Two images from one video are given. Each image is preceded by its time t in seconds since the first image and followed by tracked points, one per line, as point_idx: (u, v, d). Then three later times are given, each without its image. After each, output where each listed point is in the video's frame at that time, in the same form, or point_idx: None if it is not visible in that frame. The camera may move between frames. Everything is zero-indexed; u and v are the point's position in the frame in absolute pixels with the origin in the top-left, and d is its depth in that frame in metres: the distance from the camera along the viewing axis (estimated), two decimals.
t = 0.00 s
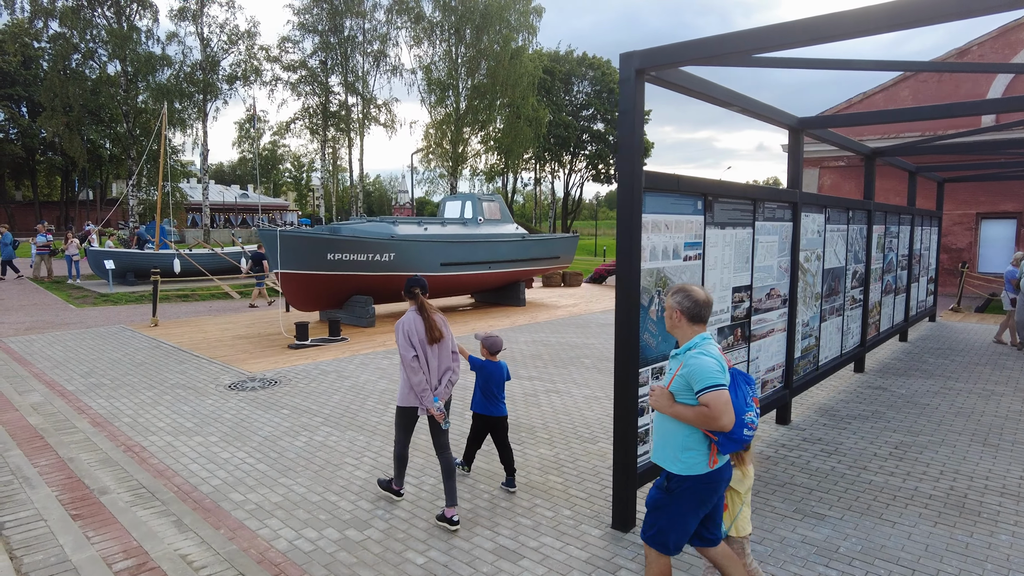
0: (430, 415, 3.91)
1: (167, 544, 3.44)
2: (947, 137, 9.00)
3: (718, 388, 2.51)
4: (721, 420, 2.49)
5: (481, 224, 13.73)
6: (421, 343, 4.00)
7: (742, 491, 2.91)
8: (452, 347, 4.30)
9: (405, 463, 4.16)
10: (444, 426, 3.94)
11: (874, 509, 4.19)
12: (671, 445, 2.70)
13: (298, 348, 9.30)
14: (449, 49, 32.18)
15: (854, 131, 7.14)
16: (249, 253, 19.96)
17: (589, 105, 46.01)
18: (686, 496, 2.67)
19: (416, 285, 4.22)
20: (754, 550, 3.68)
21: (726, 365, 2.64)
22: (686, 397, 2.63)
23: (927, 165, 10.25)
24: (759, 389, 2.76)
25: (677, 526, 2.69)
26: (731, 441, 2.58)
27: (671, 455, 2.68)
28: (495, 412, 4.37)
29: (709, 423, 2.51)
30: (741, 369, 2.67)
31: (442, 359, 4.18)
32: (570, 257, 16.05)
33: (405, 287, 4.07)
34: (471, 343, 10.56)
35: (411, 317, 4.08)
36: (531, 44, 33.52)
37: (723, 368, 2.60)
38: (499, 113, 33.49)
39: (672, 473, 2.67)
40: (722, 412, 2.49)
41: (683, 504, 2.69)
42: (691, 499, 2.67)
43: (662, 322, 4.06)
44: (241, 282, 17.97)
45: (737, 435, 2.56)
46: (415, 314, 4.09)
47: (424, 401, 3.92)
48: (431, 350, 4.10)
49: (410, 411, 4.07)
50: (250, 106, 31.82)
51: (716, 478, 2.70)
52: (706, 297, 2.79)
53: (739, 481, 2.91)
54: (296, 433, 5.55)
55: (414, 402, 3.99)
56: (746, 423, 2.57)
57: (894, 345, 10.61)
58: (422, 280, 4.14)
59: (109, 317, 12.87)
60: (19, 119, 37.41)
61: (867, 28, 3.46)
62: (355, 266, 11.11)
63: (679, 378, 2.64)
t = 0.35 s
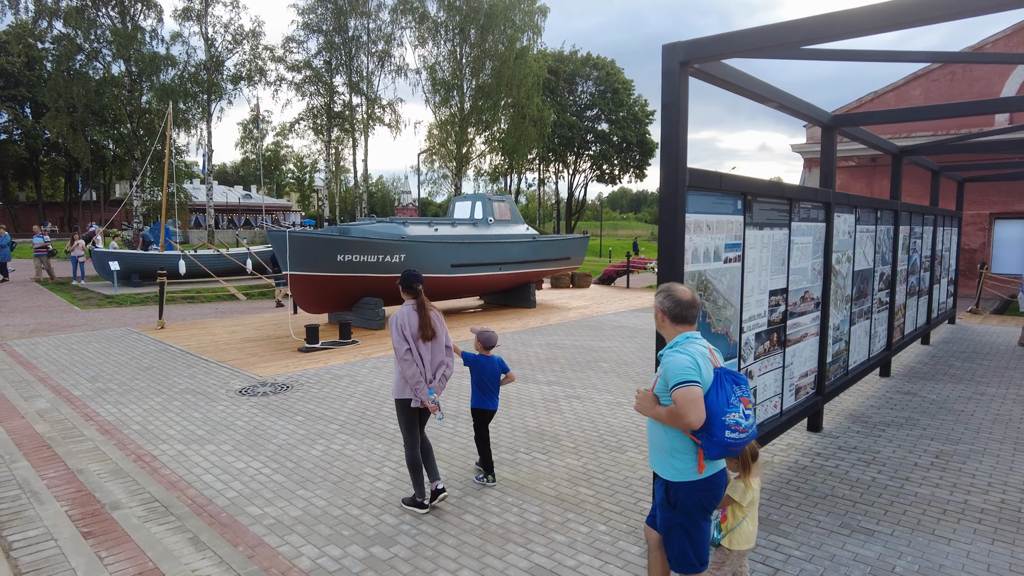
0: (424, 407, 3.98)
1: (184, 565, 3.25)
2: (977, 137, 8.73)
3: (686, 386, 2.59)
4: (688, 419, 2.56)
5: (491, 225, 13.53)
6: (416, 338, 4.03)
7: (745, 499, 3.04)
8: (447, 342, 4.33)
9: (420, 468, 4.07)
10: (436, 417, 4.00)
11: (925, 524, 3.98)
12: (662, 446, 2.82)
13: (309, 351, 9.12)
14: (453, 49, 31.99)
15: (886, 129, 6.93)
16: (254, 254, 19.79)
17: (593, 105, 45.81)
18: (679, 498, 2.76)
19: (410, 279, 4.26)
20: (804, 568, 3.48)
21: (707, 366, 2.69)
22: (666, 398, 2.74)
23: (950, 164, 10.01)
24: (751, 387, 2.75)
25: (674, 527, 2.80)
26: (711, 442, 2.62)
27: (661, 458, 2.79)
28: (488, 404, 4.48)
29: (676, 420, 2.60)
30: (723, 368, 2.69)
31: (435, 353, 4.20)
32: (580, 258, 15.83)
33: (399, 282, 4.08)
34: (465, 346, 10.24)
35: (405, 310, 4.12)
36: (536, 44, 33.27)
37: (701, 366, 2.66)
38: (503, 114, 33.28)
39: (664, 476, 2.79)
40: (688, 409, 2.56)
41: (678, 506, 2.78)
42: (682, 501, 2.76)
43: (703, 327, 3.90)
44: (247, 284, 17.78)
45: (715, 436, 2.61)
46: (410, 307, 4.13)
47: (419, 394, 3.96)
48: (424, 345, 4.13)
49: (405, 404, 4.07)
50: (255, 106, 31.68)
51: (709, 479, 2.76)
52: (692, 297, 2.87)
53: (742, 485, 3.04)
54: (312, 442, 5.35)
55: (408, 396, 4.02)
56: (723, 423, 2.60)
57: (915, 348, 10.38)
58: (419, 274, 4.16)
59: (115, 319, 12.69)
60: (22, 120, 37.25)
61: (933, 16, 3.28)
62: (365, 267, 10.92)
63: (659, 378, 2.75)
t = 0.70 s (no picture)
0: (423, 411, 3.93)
1: None
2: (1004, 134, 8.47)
3: (675, 384, 2.53)
4: (678, 418, 2.50)
5: (502, 225, 13.33)
6: (417, 341, 3.97)
7: (738, 512, 3.05)
8: (446, 347, 4.29)
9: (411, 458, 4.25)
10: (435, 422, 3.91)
11: (980, 540, 3.78)
12: (647, 447, 2.78)
13: (320, 354, 8.94)
14: (457, 49, 31.84)
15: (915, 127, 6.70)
16: (260, 255, 19.61)
17: (598, 106, 45.61)
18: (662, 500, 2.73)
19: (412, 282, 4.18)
20: None
21: (696, 366, 2.65)
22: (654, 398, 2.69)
23: (974, 163, 9.76)
24: (740, 389, 2.71)
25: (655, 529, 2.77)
26: (697, 442, 2.58)
27: (646, 459, 2.76)
28: (487, 401, 4.60)
29: (663, 418, 2.56)
30: (713, 368, 2.65)
31: (434, 358, 4.15)
32: (591, 259, 15.61)
33: (402, 286, 4.01)
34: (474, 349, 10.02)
35: (406, 314, 4.07)
36: (541, 44, 33.07)
37: (689, 365, 2.62)
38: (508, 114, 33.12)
39: (648, 477, 2.75)
40: (676, 409, 2.51)
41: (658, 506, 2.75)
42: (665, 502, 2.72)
43: (747, 333, 3.74)
44: (254, 286, 17.60)
45: (701, 436, 2.57)
46: (411, 312, 4.06)
47: (418, 398, 3.90)
48: (424, 350, 4.09)
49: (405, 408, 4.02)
50: (259, 106, 31.53)
51: (693, 481, 2.72)
52: (684, 297, 2.83)
53: (739, 497, 3.04)
54: (329, 451, 5.15)
55: (407, 400, 3.96)
56: (711, 423, 2.55)
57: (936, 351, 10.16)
58: (421, 279, 4.09)
59: (120, 321, 12.51)
60: (26, 121, 37.15)
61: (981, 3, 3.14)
62: (376, 269, 10.74)
63: (647, 377, 2.69)
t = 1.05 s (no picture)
0: (415, 400, 4.13)
1: None
2: None
3: (652, 387, 2.41)
4: (653, 422, 2.39)
5: (510, 225, 13.12)
6: (411, 333, 4.17)
7: (727, 518, 3.00)
8: (437, 339, 4.49)
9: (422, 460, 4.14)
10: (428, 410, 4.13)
11: None
12: (629, 453, 2.65)
13: (326, 357, 8.74)
14: (459, 49, 31.61)
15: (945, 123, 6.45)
16: (262, 256, 19.40)
17: (599, 106, 45.37)
18: (642, 508, 2.59)
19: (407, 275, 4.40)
20: None
21: (675, 368, 2.52)
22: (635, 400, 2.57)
23: (996, 162, 9.46)
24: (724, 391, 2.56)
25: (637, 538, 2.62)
26: (677, 446, 2.45)
27: (626, 463, 2.63)
28: (476, 401, 4.58)
29: (641, 422, 2.44)
30: (694, 369, 2.50)
31: (426, 350, 4.38)
32: (598, 259, 15.39)
33: (397, 278, 4.22)
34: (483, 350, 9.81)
35: (402, 306, 4.28)
36: (544, 43, 32.84)
37: (668, 368, 2.49)
38: (510, 114, 32.90)
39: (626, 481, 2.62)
40: (651, 411, 2.39)
41: (639, 514, 2.60)
42: (646, 508, 2.59)
43: (789, 338, 3.54)
44: (256, 287, 17.41)
45: (679, 439, 2.44)
46: (406, 305, 4.25)
47: (411, 387, 4.11)
48: (418, 341, 4.29)
49: (397, 397, 4.22)
50: (261, 106, 31.33)
51: (676, 487, 2.58)
52: (663, 297, 2.72)
53: (728, 502, 3.00)
54: (341, 459, 4.94)
55: (399, 388, 4.18)
56: (689, 427, 2.42)
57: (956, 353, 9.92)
58: (416, 272, 4.31)
59: (122, 323, 12.31)
60: (26, 121, 36.94)
61: None
62: (382, 269, 10.54)
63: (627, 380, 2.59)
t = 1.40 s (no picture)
0: (399, 408, 4.04)
1: None
2: None
3: (609, 396, 2.52)
4: (605, 430, 2.50)
5: (516, 225, 12.86)
6: (396, 340, 4.12)
7: (711, 520, 2.93)
8: (425, 347, 4.43)
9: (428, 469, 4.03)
10: (411, 418, 4.04)
11: None
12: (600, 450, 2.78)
13: (331, 362, 8.49)
14: (461, 48, 31.34)
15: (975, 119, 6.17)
16: (263, 256, 19.15)
17: (601, 105, 45.08)
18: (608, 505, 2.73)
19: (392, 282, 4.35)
20: None
21: (640, 374, 2.60)
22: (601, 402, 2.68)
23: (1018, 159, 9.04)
24: (693, 401, 2.60)
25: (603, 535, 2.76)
26: (634, 453, 2.55)
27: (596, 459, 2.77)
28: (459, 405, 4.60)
29: (597, 427, 2.57)
30: (659, 378, 2.58)
31: (413, 357, 4.31)
32: (605, 260, 15.13)
33: (382, 285, 4.19)
34: (492, 353, 9.56)
35: (388, 312, 4.23)
36: (546, 43, 32.55)
37: (631, 375, 2.58)
38: (512, 113, 32.62)
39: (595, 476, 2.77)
40: (604, 419, 2.51)
41: (607, 513, 2.74)
42: (614, 508, 2.70)
43: (834, 347, 3.30)
44: (258, 288, 17.16)
45: (635, 447, 2.54)
46: (392, 312, 4.21)
47: (395, 396, 4.04)
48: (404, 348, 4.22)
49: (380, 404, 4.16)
50: (261, 105, 31.09)
51: (641, 490, 2.68)
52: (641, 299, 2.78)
53: (714, 504, 2.93)
54: (350, 473, 4.71)
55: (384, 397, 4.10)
56: (646, 437, 2.51)
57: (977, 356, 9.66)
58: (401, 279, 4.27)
59: (121, 326, 12.07)
60: (26, 121, 36.69)
61: None
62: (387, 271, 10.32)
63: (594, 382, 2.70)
